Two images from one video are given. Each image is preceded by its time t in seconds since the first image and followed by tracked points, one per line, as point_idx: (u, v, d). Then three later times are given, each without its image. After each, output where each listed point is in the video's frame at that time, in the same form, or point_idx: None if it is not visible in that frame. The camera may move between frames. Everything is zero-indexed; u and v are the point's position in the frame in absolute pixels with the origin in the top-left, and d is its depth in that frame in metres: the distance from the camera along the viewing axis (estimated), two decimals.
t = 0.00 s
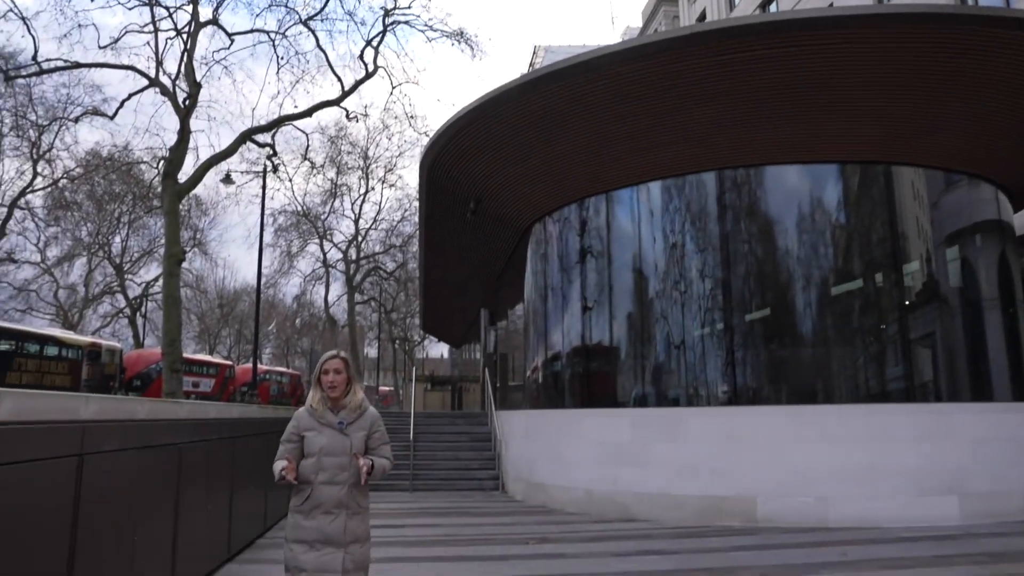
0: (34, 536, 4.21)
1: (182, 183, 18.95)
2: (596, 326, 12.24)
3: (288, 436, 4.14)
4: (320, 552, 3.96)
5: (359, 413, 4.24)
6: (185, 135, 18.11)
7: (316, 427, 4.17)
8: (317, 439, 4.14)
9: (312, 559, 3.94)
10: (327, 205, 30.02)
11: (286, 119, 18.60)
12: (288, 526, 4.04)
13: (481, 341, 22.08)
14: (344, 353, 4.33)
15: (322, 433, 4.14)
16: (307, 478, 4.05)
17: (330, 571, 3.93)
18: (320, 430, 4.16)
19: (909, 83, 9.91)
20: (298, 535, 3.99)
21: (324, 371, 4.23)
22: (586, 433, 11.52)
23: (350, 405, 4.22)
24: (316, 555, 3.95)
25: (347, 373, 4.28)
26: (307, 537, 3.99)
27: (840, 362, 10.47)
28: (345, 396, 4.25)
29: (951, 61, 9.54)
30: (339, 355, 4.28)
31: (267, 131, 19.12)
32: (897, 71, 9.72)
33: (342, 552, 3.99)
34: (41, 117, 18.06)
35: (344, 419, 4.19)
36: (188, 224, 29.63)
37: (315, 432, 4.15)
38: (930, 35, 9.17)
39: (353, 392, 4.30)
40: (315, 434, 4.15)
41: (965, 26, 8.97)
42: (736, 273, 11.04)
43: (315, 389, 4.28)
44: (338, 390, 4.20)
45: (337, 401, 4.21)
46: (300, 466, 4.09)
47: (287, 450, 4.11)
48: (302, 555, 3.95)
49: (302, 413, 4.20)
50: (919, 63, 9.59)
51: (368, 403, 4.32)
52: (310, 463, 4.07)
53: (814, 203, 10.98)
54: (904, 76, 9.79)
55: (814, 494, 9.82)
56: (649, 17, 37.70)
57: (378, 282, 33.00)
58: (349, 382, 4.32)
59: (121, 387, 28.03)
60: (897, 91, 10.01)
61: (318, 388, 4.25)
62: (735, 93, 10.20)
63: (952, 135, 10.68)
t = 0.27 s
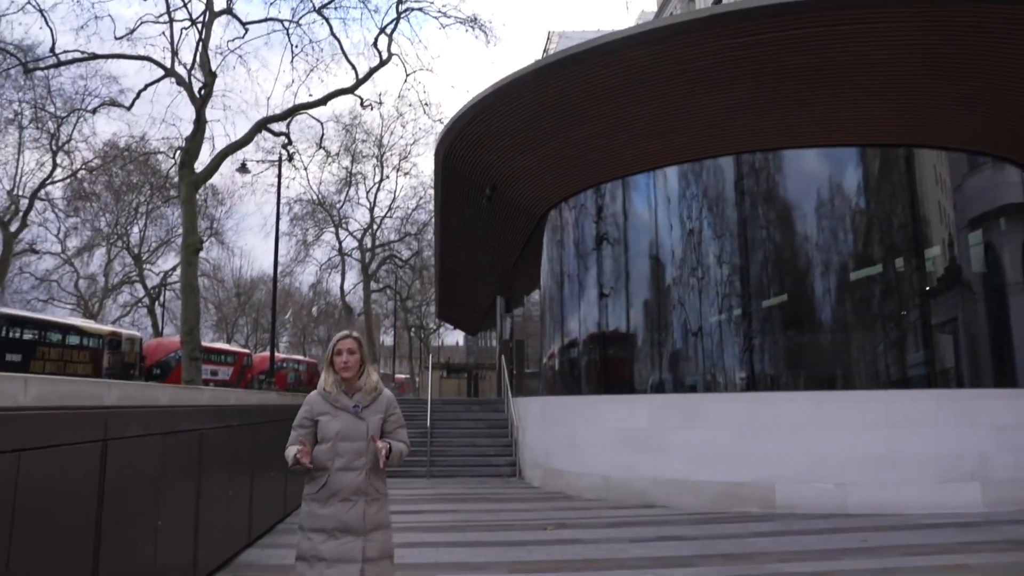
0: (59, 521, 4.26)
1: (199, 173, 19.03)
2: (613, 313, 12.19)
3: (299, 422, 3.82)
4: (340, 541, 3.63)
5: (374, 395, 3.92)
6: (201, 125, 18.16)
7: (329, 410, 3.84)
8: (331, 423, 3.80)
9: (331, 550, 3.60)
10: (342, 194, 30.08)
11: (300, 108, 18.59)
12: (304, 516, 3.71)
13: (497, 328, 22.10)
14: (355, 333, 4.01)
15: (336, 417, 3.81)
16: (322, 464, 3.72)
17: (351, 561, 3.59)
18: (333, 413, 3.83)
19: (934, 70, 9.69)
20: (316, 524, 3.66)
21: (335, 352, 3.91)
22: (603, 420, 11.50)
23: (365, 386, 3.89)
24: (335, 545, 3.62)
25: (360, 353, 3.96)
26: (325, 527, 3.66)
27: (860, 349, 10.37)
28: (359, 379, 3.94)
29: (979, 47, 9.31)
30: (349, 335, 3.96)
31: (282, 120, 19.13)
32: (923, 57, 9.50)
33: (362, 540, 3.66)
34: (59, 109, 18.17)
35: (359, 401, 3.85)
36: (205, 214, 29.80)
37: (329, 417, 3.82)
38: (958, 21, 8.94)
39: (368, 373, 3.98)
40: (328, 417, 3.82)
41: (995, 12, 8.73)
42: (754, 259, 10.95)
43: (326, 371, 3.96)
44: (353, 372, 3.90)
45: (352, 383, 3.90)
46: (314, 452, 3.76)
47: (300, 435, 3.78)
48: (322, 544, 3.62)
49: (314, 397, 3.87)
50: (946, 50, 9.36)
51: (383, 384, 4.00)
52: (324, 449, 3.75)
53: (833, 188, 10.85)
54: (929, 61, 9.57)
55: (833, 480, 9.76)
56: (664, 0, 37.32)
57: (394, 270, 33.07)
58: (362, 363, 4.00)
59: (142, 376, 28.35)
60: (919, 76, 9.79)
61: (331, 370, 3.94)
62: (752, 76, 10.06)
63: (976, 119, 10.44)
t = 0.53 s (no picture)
0: (82, 505, 4.31)
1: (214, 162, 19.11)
2: (628, 300, 12.14)
3: (314, 410, 3.72)
4: (362, 530, 3.56)
5: (389, 378, 3.82)
6: (216, 114, 18.20)
7: (344, 397, 3.74)
8: (347, 409, 3.71)
9: (354, 539, 3.54)
10: (356, 182, 30.12)
11: (314, 96, 18.57)
12: (323, 505, 3.64)
13: (511, 316, 22.10)
14: (366, 316, 3.89)
15: (351, 403, 3.71)
16: (339, 452, 3.63)
17: (374, 550, 3.54)
18: (348, 400, 3.73)
19: (956, 54, 9.53)
20: (337, 513, 3.59)
21: (347, 337, 3.80)
22: (619, 407, 11.49)
23: (379, 370, 3.79)
24: (357, 533, 3.55)
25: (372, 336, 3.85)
26: (346, 515, 3.58)
27: (877, 337, 10.27)
28: (372, 363, 3.83)
29: (1003, 30, 9.14)
30: (361, 318, 3.84)
31: (296, 108, 19.13)
32: (945, 40, 9.34)
33: (385, 527, 3.60)
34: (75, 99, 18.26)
35: (374, 386, 3.77)
36: (220, 203, 29.95)
37: (344, 403, 3.72)
38: (983, 4, 8.76)
39: (381, 357, 3.87)
40: (344, 404, 3.72)
41: None
42: (770, 246, 10.86)
43: (340, 356, 3.85)
44: (366, 356, 3.79)
45: (365, 368, 3.80)
46: (330, 440, 3.67)
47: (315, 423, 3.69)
48: (345, 534, 3.56)
49: (328, 383, 3.77)
50: (970, 32, 9.19)
51: (397, 367, 3.89)
52: (341, 436, 3.65)
53: (851, 174, 10.73)
54: (952, 45, 9.41)
55: (850, 467, 9.70)
56: None
57: (408, 258, 33.12)
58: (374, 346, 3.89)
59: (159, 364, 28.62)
60: (939, 60, 9.63)
61: (343, 355, 3.83)
62: (768, 60, 9.93)
63: (998, 103, 10.25)
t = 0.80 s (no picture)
0: (99, 494, 4.34)
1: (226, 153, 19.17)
2: (640, 291, 12.10)
3: (329, 403, 3.55)
4: (377, 528, 3.40)
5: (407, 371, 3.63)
6: (227, 105, 18.22)
7: (360, 390, 3.56)
8: (363, 403, 3.53)
9: (367, 538, 3.37)
10: (367, 173, 30.12)
11: (325, 87, 18.54)
12: (337, 501, 3.48)
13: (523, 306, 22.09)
14: (382, 306, 3.70)
15: (368, 397, 3.54)
16: (354, 447, 3.46)
17: (389, 549, 3.38)
18: (364, 392, 3.56)
19: (974, 41, 9.39)
20: (351, 510, 3.43)
21: (363, 328, 3.59)
22: (631, 397, 11.47)
23: (396, 362, 3.60)
24: (372, 532, 3.39)
25: (388, 327, 3.66)
26: (360, 513, 3.42)
27: (892, 327, 10.19)
28: (390, 355, 3.65)
29: (1023, 17, 9.01)
30: (377, 309, 3.64)
31: (307, 99, 19.13)
32: (963, 28, 9.21)
33: (400, 526, 3.43)
34: (87, 92, 18.33)
35: (391, 379, 3.58)
36: (231, 194, 30.06)
37: (359, 397, 3.55)
38: None
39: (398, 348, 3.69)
40: (360, 397, 3.55)
41: None
42: (784, 236, 10.78)
43: (355, 348, 3.67)
44: (382, 348, 3.61)
45: (382, 360, 3.61)
46: (345, 434, 3.50)
47: (329, 417, 3.52)
48: (359, 532, 3.40)
49: (343, 376, 3.60)
50: (989, 20, 9.05)
51: (414, 358, 3.71)
52: (356, 430, 3.48)
53: (866, 163, 10.62)
54: (970, 33, 9.28)
55: (864, 458, 9.65)
56: None
57: (419, 249, 33.14)
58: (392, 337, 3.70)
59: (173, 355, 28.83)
60: (956, 47, 9.49)
61: (359, 347, 3.65)
62: (782, 49, 9.82)
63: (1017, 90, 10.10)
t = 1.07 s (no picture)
0: (120, 482, 4.39)
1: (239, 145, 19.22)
2: (654, 281, 12.06)
3: (349, 388, 3.48)
4: (394, 522, 3.32)
5: (430, 358, 3.52)
6: (240, 97, 18.26)
7: (381, 375, 3.48)
8: (383, 389, 3.45)
9: (384, 532, 3.30)
10: (379, 164, 30.16)
11: (337, 78, 18.52)
12: (355, 492, 3.41)
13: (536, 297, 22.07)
14: (410, 289, 3.60)
15: (388, 383, 3.45)
16: (373, 435, 3.39)
17: (407, 544, 3.29)
18: (385, 378, 3.46)
19: (994, 26, 9.24)
20: (368, 502, 3.36)
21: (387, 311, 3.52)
22: (645, 387, 11.45)
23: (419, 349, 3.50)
24: (390, 526, 3.31)
25: (416, 311, 3.55)
26: (377, 505, 3.35)
27: (908, 318, 10.10)
28: (414, 340, 3.55)
29: None
30: (404, 291, 3.55)
31: (319, 90, 19.13)
32: (983, 13, 9.07)
33: (419, 521, 3.34)
34: (101, 85, 18.42)
35: (413, 366, 3.47)
36: (244, 186, 30.19)
37: (380, 382, 3.46)
38: None
39: (423, 334, 3.58)
40: (380, 383, 3.46)
41: None
42: (799, 226, 10.70)
43: (379, 331, 3.58)
44: (406, 332, 3.51)
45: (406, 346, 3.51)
46: (365, 421, 3.43)
47: (349, 402, 3.45)
48: (375, 525, 3.32)
49: (365, 359, 3.52)
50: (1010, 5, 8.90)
51: (440, 345, 3.59)
52: (376, 418, 3.41)
53: (882, 151, 10.52)
54: (990, 18, 9.13)
55: (881, 448, 9.59)
56: None
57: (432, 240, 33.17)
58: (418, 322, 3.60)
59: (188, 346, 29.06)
60: (975, 32, 9.35)
61: (384, 330, 3.56)
62: (797, 36, 9.72)
63: None
